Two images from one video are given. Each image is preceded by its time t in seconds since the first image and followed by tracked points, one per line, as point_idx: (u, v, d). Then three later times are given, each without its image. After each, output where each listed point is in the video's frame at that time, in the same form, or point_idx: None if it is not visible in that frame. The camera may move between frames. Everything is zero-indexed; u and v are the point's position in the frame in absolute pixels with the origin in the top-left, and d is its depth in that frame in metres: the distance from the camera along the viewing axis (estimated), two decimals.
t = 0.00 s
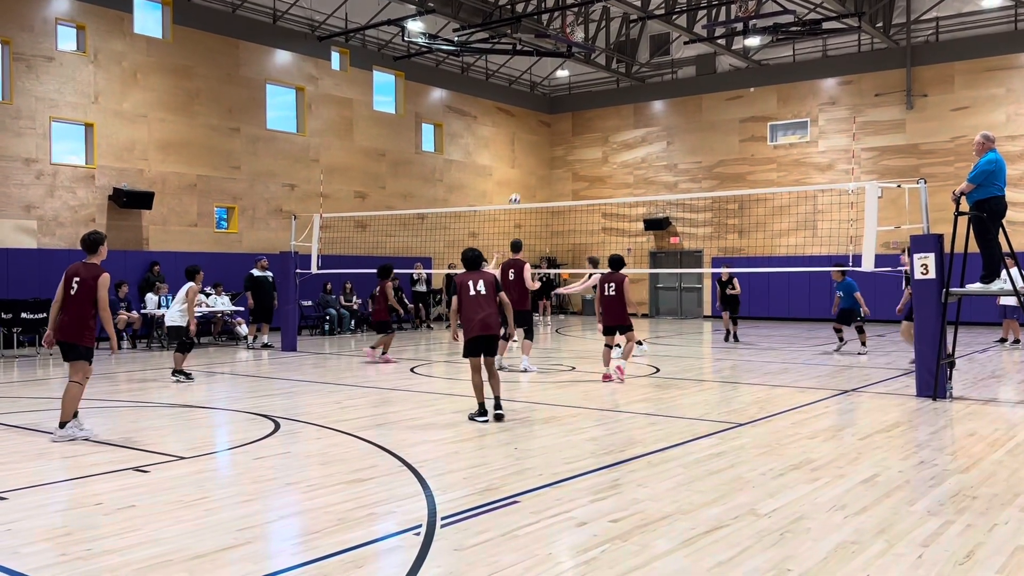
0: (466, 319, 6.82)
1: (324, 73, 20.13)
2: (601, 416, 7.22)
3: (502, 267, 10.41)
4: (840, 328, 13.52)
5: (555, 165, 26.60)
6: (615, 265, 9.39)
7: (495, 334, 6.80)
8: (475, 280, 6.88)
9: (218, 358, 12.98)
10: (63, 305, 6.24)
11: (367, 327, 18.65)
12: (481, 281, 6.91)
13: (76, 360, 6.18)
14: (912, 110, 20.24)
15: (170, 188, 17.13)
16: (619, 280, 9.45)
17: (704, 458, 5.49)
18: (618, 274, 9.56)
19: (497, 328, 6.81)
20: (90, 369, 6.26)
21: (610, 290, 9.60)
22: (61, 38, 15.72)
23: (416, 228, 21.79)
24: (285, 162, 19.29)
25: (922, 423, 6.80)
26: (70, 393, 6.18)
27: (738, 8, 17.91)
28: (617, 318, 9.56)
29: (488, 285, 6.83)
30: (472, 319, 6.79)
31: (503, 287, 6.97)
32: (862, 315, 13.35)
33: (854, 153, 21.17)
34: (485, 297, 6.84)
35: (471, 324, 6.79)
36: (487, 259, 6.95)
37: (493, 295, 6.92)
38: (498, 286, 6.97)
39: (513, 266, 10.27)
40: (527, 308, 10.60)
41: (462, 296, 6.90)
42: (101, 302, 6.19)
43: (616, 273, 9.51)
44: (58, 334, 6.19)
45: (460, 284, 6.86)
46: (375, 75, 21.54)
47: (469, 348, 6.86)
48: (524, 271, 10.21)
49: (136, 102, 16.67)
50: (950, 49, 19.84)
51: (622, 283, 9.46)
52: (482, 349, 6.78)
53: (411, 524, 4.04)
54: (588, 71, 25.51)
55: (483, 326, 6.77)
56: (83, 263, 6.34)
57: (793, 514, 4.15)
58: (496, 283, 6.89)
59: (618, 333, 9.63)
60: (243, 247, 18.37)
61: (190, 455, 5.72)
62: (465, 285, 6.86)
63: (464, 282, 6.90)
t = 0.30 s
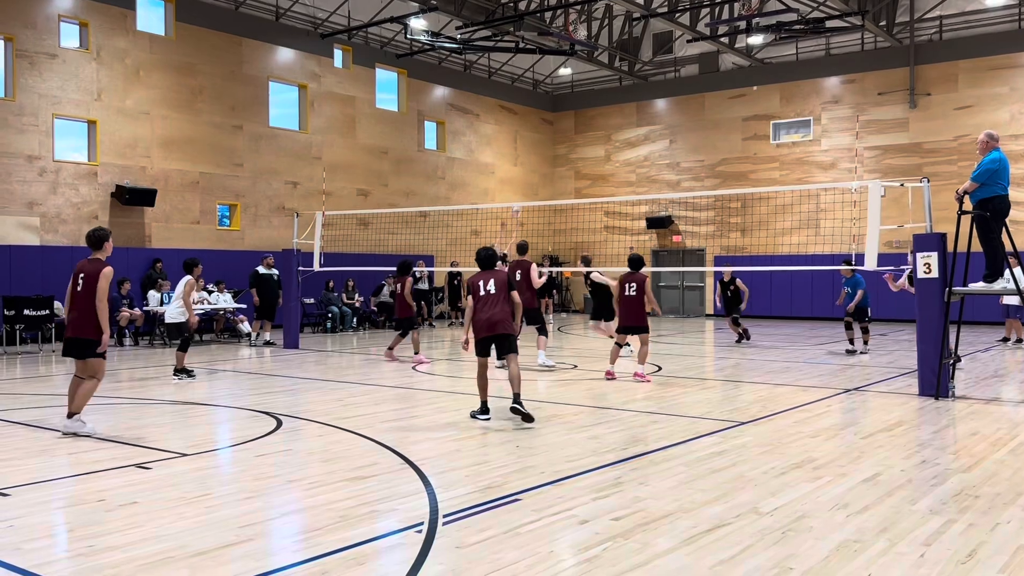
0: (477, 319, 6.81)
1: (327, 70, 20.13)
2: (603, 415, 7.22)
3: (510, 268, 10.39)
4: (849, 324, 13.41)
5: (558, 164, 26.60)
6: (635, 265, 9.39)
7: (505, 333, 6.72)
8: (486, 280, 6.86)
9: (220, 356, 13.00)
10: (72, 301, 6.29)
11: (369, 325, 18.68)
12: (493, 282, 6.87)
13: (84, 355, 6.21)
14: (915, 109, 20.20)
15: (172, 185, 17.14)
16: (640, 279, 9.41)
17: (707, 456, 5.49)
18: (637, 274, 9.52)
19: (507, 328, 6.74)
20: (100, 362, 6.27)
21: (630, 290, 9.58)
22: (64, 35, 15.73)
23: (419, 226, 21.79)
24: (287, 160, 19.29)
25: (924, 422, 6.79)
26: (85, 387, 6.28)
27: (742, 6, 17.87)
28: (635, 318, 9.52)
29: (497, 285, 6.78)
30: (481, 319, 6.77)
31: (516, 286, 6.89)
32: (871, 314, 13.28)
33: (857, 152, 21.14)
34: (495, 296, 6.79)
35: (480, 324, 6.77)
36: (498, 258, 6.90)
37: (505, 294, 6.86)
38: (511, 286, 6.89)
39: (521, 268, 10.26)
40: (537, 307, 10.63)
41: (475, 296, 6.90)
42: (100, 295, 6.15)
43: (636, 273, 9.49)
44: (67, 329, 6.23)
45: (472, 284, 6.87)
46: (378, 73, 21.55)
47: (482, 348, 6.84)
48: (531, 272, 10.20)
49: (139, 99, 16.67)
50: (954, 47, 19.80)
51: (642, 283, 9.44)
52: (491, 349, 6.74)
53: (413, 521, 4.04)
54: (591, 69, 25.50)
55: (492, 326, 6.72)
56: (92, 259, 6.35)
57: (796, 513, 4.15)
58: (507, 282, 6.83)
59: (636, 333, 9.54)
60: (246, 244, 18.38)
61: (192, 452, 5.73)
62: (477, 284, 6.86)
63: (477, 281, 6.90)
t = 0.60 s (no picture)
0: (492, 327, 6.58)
1: (329, 67, 20.13)
2: (605, 412, 7.22)
3: (534, 272, 10.48)
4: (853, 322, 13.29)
5: (560, 161, 26.60)
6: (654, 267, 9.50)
7: (514, 344, 6.42)
8: (504, 287, 6.56)
9: (223, 352, 13.02)
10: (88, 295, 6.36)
11: (371, 322, 18.72)
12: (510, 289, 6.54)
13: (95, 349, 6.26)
14: (918, 107, 20.16)
15: (174, 181, 17.14)
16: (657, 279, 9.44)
17: (709, 454, 5.49)
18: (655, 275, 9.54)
19: (517, 338, 6.41)
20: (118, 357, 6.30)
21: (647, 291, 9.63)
22: (66, 31, 15.73)
23: (421, 223, 21.81)
24: (290, 156, 19.30)
25: (926, 420, 6.79)
26: (127, 378, 6.31)
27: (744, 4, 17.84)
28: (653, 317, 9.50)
29: (509, 293, 6.47)
30: (494, 327, 6.53)
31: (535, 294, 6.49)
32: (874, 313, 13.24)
33: (859, 150, 21.10)
34: (509, 304, 6.47)
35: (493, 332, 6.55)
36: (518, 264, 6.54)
37: (523, 301, 6.51)
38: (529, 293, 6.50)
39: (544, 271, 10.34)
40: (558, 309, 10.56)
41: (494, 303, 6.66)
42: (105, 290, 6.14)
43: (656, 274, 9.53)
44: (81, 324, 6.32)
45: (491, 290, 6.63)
46: (380, 70, 21.53)
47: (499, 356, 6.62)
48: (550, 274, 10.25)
49: (141, 96, 16.67)
50: (957, 46, 19.75)
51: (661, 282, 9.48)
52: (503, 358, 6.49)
53: (414, 518, 4.05)
54: (593, 67, 25.49)
55: (501, 334, 6.46)
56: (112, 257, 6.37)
57: (797, 511, 4.15)
58: (522, 290, 6.46)
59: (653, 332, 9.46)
60: (248, 241, 18.39)
61: (194, 448, 5.73)
62: (495, 291, 6.59)
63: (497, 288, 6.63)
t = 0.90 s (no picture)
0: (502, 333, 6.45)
1: (331, 64, 20.11)
2: (606, 410, 7.22)
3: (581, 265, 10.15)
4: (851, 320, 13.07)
5: (562, 158, 26.57)
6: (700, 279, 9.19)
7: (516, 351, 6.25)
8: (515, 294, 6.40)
9: (224, 349, 13.03)
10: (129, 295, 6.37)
11: (372, 319, 18.73)
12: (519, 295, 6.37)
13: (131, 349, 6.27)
14: (921, 105, 20.13)
15: (176, 178, 17.14)
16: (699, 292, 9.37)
17: (711, 452, 5.49)
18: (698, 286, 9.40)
19: (513, 345, 6.25)
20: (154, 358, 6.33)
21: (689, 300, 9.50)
22: (68, 28, 15.73)
23: (423, 220, 21.80)
24: (291, 153, 19.29)
25: (927, 418, 6.78)
26: (159, 379, 6.30)
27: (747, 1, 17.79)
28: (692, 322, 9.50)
29: (517, 299, 6.31)
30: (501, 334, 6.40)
31: (539, 304, 6.23)
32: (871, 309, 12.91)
33: (862, 148, 21.06)
34: (512, 312, 6.33)
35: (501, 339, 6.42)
36: (529, 273, 6.33)
37: (527, 309, 6.32)
38: (536, 301, 6.29)
39: (590, 263, 10.28)
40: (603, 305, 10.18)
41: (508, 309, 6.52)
42: (145, 294, 6.13)
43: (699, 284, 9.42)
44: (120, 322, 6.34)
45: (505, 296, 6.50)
46: (382, 66, 21.52)
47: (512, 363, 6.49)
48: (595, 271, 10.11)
49: (143, 92, 16.66)
50: (959, 43, 19.71)
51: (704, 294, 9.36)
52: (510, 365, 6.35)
53: (415, 515, 4.04)
54: (595, 64, 25.44)
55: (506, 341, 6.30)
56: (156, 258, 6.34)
57: (799, 508, 4.15)
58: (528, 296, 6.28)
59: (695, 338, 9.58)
60: (249, 238, 18.39)
61: (195, 445, 5.73)
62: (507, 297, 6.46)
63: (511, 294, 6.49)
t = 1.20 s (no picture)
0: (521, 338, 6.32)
1: (333, 60, 20.10)
2: (608, 407, 7.22)
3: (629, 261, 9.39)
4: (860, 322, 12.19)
5: (564, 155, 26.53)
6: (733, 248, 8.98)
7: (537, 358, 6.13)
8: (539, 302, 6.27)
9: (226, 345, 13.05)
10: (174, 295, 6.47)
11: (373, 315, 18.75)
12: (544, 302, 6.25)
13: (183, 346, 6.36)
14: (923, 103, 20.10)
15: (178, 174, 17.15)
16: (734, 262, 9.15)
17: (713, 449, 5.50)
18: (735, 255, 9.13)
19: (530, 351, 6.13)
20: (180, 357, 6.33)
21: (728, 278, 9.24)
22: (70, 24, 15.73)
23: (425, 217, 21.80)
24: (293, 150, 19.29)
25: (929, 416, 6.78)
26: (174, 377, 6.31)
27: None
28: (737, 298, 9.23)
29: (542, 306, 6.20)
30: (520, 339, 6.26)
31: (565, 312, 6.11)
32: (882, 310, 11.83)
33: (864, 145, 21.03)
34: (535, 318, 6.21)
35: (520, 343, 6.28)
36: (556, 281, 6.22)
37: (551, 317, 6.19)
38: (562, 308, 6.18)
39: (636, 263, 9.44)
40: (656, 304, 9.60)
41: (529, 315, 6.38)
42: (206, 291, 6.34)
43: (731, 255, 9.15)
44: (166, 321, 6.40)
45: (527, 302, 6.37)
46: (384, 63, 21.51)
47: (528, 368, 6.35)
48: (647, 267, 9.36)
49: (144, 88, 16.66)
50: (962, 40, 19.67)
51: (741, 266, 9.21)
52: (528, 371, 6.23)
53: (417, 512, 4.05)
54: (597, 61, 25.39)
55: (524, 347, 6.17)
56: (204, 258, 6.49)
57: (801, 505, 4.15)
58: (554, 305, 6.16)
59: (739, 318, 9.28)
60: (251, 234, 18.40)
61: (197, 441, 5.74)
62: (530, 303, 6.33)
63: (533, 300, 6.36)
